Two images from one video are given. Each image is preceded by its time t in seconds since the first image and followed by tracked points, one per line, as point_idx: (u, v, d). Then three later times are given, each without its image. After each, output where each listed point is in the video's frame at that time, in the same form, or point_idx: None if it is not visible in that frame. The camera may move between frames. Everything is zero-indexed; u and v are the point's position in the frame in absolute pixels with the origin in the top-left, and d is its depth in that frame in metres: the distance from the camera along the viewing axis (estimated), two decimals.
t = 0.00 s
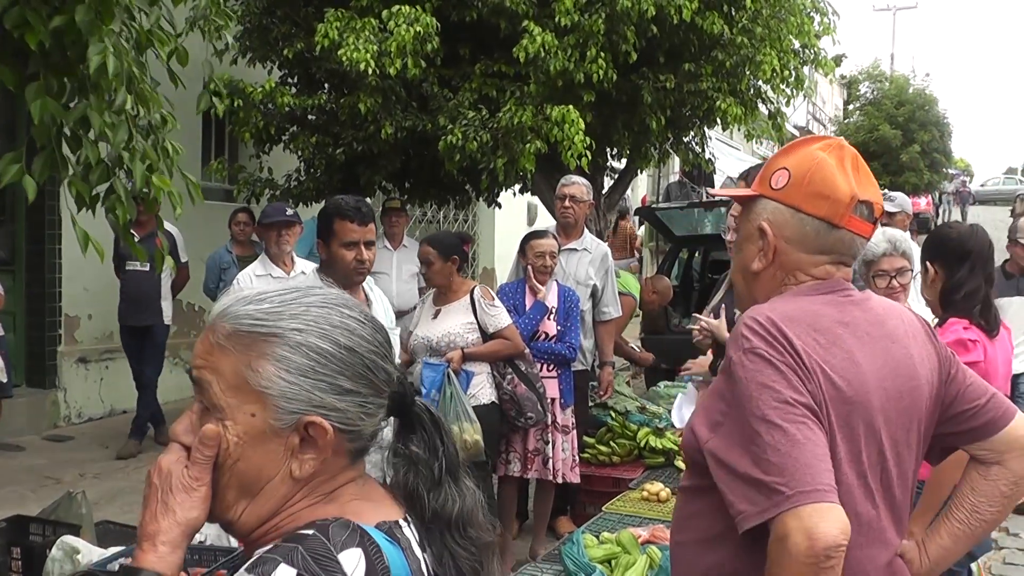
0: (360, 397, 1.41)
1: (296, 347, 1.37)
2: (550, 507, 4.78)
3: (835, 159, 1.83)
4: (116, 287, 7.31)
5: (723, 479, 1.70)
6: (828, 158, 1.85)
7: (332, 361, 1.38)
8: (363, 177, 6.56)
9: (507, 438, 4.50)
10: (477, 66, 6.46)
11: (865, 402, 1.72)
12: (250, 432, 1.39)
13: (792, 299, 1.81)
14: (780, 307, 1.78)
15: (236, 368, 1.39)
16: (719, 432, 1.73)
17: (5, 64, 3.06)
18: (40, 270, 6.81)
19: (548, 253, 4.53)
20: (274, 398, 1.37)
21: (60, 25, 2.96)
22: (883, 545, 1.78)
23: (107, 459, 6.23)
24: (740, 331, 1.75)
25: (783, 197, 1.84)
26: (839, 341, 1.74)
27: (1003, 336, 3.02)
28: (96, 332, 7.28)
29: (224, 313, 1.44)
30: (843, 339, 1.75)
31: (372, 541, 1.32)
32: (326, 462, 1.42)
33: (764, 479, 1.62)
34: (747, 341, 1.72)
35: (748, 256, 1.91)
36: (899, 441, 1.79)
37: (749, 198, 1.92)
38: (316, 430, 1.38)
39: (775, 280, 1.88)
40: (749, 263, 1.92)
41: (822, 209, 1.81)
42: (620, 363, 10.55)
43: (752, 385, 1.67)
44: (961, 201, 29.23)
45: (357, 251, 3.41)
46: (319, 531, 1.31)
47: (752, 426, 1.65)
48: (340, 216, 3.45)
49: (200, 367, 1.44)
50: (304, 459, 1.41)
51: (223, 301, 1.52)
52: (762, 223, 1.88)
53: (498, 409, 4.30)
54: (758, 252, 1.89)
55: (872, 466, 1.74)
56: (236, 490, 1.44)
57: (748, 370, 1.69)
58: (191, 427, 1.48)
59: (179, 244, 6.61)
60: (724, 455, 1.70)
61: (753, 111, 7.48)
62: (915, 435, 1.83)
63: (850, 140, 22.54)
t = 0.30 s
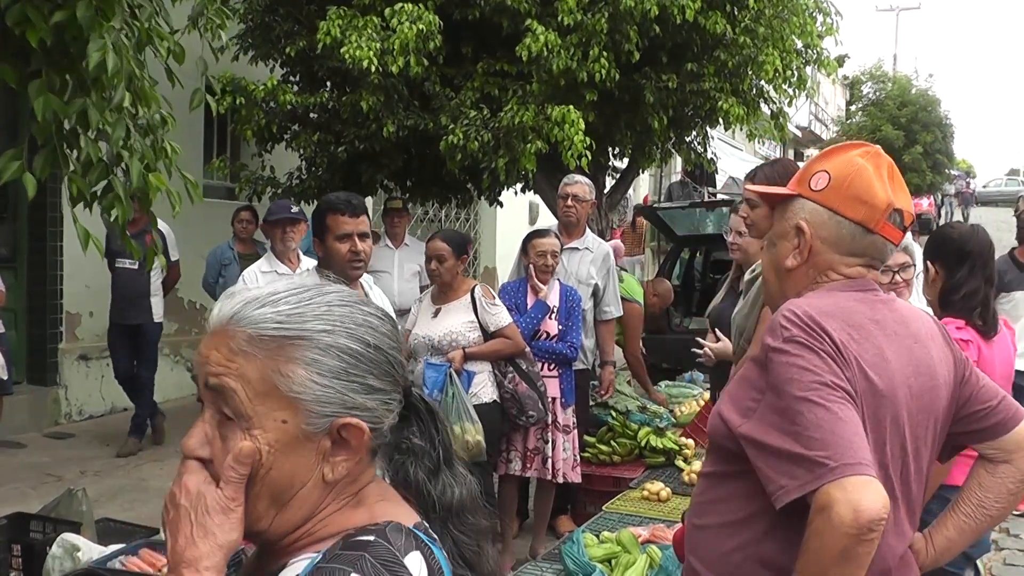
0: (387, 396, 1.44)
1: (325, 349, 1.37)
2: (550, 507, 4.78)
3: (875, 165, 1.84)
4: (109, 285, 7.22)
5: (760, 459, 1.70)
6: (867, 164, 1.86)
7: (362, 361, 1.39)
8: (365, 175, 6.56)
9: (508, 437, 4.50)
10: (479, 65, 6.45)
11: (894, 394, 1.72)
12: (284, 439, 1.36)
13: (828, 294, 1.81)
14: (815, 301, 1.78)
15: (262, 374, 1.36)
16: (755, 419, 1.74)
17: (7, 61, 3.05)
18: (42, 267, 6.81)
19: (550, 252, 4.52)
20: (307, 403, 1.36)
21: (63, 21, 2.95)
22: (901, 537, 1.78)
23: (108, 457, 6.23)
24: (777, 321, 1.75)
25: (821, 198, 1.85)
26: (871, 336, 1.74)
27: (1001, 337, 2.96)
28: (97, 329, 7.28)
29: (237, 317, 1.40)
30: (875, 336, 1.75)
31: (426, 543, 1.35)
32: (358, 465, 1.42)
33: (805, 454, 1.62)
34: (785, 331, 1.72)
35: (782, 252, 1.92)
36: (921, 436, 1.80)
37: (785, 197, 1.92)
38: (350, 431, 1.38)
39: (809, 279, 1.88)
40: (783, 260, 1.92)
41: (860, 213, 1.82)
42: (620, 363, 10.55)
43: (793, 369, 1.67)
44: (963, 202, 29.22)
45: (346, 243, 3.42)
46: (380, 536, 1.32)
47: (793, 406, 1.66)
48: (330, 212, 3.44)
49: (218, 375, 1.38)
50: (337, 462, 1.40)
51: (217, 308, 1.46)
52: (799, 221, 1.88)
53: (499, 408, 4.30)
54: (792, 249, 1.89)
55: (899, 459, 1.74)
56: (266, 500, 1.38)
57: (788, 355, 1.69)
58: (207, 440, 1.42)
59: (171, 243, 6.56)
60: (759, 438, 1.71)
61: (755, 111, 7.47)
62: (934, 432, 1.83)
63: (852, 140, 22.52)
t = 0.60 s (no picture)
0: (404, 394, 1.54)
1: (365, 348, 1.43)
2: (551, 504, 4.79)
3: (874, 160, 1.85)
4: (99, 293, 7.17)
5: (761, 447, 1.73)
6: (866, 160, 1.88)
7: (393, 359, 1.49)
8: (356, 177, 6.56)
9: (505, 435, 4.50)
10: (468, 64, 6.45)
11: (895, 377, 1.73)
12: (330, 444, 1.38)
13: (828, 283, 1.83)
14: (817, 290, 1.79)
15: (310, 377, 1.37)
16: (759, 407, 1.76)
17: None
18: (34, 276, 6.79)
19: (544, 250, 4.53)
20: (353, 404, 1.40)
21: (54, 29, 2.93)
22: (913, 517, 1.81)
23: (104, 465, 6.23)
24: (779, 311, 1.78)
25: (824, 193, 1.86)
26: (871, 321, 1.76)
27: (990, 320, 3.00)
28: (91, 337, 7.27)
29: (265, 317, 1.40)
30: (875, 321, 1.76)
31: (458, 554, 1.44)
32: (386, 471, 1.47)
33: (801, 443, 1.64)
34: (787, 319, 1.74)
35: (787, 247, 1.93)
36: (926, 419, 1.80)
37: (788, 193, 1.93)
38: (385, 434, 1.44)
39: (814, 272, 1.89)
40: (787, 254, 1.93)
41: (861, 207, 1.83)
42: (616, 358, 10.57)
43: (792, 358, 1.70)
44: (954, 189, 29.30)
45: (328, 243, 3.42)
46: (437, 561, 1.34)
47: (791, 395, 1.68)
48: (315, 215, 3.43)
49: (254, 382, 1.36)
50: (369, 467, 1.44)
51: (224, 311, 1.43)
52: (803, 217, 1.89)
53: (495, 407, 4.31)
54: (797, 244, 1.91)
55: (905, 441, 1.75)
56: (305, 516, 1.37)
57: (788, 344, 1.71)
58: (235, 457, 1.34)
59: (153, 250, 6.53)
60: (763, 425, 1.73)
61: (744, 104, 7.48)
62: (940, 414, 1.84)
63: (842, 130, 22.57)
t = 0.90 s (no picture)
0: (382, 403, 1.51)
1: (342, 359, 1.39)
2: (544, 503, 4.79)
3: (867, 165, 1.84)
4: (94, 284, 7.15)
5: (722, 448, 1.75)
6: (860, 165, 1.87)
7: (370, 369, 1.45)
8: (355, 172, 6.55)
9: (499, 434, 4.50)
10: (469, 62, 6.45)
11: (867, 386, 1.73)
12: (304, 470, 1.34)
13: (810, 289, 1.82)
14: (796, 295, 1.79)
15: (282, 396, 1.32)
16: (725, 408, 1.78)
17: None
18: (31, 266, 6.77)
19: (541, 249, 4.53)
20: (331, 422, 1.36)
21: (56, 18, 2.91)
22: (881, 528, 1.80)
23: (97, 457, 6.22)
24: (754, 314, 1.79)
25: (816, 196, 1.85)
26: (845, 329, 1.76)
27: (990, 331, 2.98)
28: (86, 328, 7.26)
29: (234, 330, 1.34)
30: (851, 329, 1.76)
31: None
32: (365, 494, 1.45)
33: (755, 449, 1.67)
34: (759, 323, 1.75)
35: (778, 249, 1.92)
36: (903, 429, 1.79)
37: (781, 195, 1.93)
38: (365, 452, 1.42)
39: (803, 275, 1.89)
40: (778, 256, 1.93)
41: (853, 211, 1.83)
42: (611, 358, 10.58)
43: (757, 363, 1.71)
44: (951, 194, 29.36)
45: (325, 239, 3.38)
46: None
47: (753, 401, 1.70)
48: (314, 212, 3.44)
49: (221, 406, 1.30)
50: (349, 492, 1.42)
51: (188, 324, 1.36)
52: (794, 219, 1.89)
53: (491, 406, 4.31)
54: (787, 246, 1.90)
55: (874, 452, 1.75)
56: (281, 550, 1.33)
57: (754, 349, 1.73)
58: (199, 490, 1.29)
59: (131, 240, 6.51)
60: (726, 427, 1.75)
61: (744, 106, 7.49)
62: (920, 426, 1.83)
63: (840, 134, 22.60)
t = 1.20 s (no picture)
0: (262, 436, 1.27)
1: (179, 401, 1.17)
2: (547, 505, 4.79)
3: (862, 161, 1.83)
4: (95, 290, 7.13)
5: (713, 449, 1.74)
6: (855, 161, 1.86)
7: (228, 404, 1.21)
8: (357, 175, 6.56)
9: (503, 435, 4.50)
10: (471, 64, 6.45)
11: (859, 387, 1.73)
12: (146, 534, 1.16)
13: (803, 287, 1.82)
14: (788, 295, 1.79)
15: (100, 457, 1.14)
16: (715, 409, 1.77)
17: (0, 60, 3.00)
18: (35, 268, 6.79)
19: (545, 250, 4.53)
20: (168, 478, 1.16)
21: (61, 20, 2.89)
22: (874, 529, 1.79)
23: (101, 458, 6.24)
24: (744, 313, 1.78)
25: (810, 192, 1.84)
26: (838, 329, 1.75)
27: (994, 332, 2.97)
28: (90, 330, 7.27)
29: (48, 381, 1.15)
30: (843, 329, 1.76)
31: None
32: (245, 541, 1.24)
33: (744, 450, 1.66)
34: (749, 323, 1.75)
35: (772, 246, 1.91)
36: (896, 430, 1.79)
37: (775, 191, 1.91)
38: (229, 501, 1.20)
39: (797, 272, 1.87)
40: (772, 253, 1.91)
41: (847, 208, 1.82)
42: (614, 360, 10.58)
43: (747, 364, 1.71)
44: (954, 195, 29.34)
45: (332, 241, 3.36)
46: None
47: (742, 402, 1.70)
48: (321, 213, 3.42)
49: (37, 476, 1.14)
50: (219, 543, 1.21)
51: (13, 374, 1.19)
52: (788, 216, 1.87)
53: (494, 408, 4.30)
54: (781, 243, 1.89)
55: (865, 453, 1.75)
56: None
57: (745, 350, 1.72)
58: (37, 566, 1.16)
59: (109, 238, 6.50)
60: (716, 428, 1.74)
61: (747, 108, 7.47)
62: (914, 427, 1.82)
63: (843, 136, 22.62)
